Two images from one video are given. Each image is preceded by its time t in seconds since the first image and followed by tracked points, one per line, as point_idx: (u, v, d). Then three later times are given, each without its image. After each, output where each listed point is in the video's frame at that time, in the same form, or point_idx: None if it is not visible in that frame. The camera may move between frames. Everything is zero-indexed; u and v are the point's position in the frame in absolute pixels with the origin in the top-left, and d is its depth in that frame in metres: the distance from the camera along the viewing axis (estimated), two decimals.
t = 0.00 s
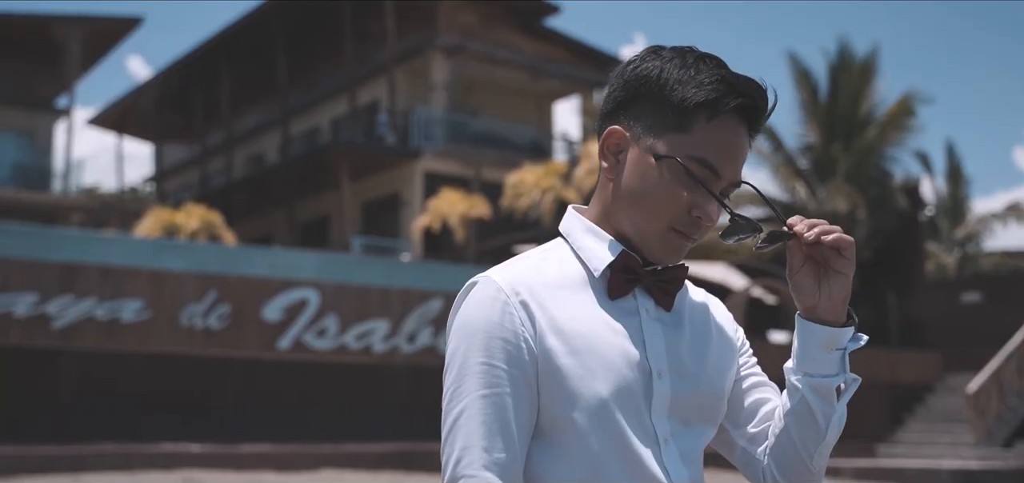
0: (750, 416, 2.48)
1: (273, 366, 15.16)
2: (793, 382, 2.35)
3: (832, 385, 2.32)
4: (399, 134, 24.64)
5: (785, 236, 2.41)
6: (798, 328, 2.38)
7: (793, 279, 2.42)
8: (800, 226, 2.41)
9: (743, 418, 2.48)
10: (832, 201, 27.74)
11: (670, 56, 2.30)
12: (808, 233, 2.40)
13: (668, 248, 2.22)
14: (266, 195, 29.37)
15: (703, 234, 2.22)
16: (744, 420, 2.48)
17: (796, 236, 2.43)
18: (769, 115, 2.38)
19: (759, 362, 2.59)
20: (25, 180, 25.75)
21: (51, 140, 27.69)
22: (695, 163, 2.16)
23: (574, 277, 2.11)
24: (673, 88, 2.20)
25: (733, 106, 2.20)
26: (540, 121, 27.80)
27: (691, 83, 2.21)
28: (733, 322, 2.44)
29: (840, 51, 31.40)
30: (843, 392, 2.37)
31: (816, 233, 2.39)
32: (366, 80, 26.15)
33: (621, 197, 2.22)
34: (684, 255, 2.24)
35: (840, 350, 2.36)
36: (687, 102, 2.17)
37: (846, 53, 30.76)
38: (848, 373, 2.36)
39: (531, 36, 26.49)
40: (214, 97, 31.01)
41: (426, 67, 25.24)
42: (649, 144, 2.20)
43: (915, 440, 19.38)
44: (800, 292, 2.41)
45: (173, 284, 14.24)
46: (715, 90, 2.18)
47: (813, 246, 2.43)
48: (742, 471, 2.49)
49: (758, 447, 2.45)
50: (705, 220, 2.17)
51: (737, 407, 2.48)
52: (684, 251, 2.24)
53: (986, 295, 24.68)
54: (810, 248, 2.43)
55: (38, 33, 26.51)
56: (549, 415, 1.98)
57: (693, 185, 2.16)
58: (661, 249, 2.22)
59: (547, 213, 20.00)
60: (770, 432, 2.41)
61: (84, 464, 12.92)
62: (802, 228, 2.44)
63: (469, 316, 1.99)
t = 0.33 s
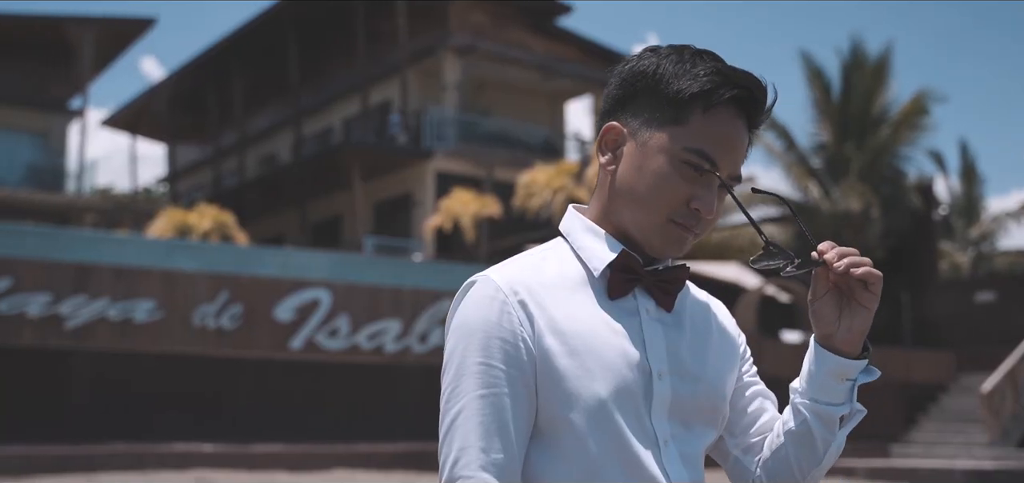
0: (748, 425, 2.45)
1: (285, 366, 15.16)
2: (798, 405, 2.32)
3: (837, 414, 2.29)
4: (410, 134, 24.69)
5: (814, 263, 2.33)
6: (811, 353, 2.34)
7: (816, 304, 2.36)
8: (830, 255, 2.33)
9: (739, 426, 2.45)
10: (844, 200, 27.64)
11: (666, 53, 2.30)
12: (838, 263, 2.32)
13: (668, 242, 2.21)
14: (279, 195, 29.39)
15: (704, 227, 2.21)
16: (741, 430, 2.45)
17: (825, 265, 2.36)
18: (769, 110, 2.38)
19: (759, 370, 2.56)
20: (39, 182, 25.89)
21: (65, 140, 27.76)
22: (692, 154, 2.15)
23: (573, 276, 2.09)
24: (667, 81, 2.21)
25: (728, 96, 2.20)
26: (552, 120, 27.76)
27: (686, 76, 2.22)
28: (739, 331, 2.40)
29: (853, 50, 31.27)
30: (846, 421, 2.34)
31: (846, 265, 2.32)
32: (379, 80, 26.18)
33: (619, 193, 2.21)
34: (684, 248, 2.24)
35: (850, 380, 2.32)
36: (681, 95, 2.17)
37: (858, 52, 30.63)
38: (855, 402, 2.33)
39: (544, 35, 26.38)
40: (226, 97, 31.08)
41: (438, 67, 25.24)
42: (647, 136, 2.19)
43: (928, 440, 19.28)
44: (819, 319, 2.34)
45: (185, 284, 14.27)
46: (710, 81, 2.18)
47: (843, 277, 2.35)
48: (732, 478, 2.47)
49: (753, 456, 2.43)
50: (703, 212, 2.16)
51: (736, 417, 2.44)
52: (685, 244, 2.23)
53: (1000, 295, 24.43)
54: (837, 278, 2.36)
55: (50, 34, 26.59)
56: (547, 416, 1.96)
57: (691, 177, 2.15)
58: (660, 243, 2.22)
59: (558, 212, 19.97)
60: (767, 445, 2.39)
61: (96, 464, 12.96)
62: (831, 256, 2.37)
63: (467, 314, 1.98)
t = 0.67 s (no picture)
0: (749, 434, 2.42)
1: (297, 366, 15.17)
2: (809, 431, 2.30)
3: (846, 448, 2.27)
4: (422, 134, 24.70)
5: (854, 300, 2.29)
6: (832, 384, 2.30)
7: (844, 341, 2.31)
8: (871, 294, 2.30)
9: (738, 439, 2.42)
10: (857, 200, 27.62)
11: (660, 50, 2.30)
12: (878, 303, 2.29)
13: (669, 238, 2.20)
14: (291, 195, 29.40)
15: (705, 224, 2.20)
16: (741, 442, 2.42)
17: (864, 302, 2.32)
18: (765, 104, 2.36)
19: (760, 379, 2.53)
20: (53, 183, 26.01)
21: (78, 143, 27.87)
22: (688, 148, 2.14)
23: (573, 277, 2.07)
24: (661, 77, 2.20)
25: (721, 89, 2.19)
26: (564, 120, 27.73)
27: (680, 70, 2.21)
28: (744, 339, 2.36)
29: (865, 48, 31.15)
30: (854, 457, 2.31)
31: (886, 305, 2.28)
32: (391, 80, 26.25)
33: (616, 190, 2.20)
34: (686, 244, 2.22)
35: (865, 417, 2.28)
36: (676, 89, 2.17)
37: (871, 50, 30.51)
38: (865, 440, 2.30)
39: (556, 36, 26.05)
40: (239, 99, 31.16)
41: (450, 67, 25.26)
42: (643, 132, 2.18)
43: (943, 440, 19.19)
44: (846, 355, 2.30)
45: (197, 284, 14.30)
46: (703, 74, 2.18)
47: (877, 315, 2.31)
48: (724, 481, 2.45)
49: (748, 466, 2.41)
50: (703, 207, 2.15)
51: (736, 429, 2.42)
52: (686, 240, 2.21)
53: (1015, 294, 24.34)
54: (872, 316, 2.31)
55: (65, 38, 26.73)
56: (546, 419, 1.95)
57: (688, 172, 2.15)
58: (661, 240, 2.20)
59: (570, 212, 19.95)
60: (767, 461, 2.37)
61: (109, 464, 12.99)
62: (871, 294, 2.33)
63: (466, 316, 1.96)
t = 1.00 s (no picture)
0: (746, 447, 2.41)
1: (308, 366, 15.18)
2: (819, 462, 2.26)
3: None
4: (434, 134, 24.75)
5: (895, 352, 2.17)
6: (854, 426, 2.23)
7: (875, 388, 2.21)
8: (911, 347, 2.19)
9: (736, 443, 2.40)
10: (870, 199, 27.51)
11: (653, 49, 2.30)
12: (918, 358, 2.18)
13: (668, 236, 2.18)
14: (304, 195, 29.44)
15: (704, 220, 2.18)
16: (738, 447, 2.40)
17: (906, 352, 2.21)
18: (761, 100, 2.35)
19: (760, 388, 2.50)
20: (67, 183, 26.13)
21: (92, 144, 28.00)
22: (683, 143, 2.13)
23: (571, 278, 2.06)
24: (652, 74, 2.20)
25: (713, 83, 2.18)
26: (577, 120, 27.72)
27: (672, 66, 2.21)
28: (745, 345, 2.35)
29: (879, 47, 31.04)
30: None
31: (926, 362, 2.17)
32: (403, 81, 26.30)
33: (613, 190, 2.19)
34: (686, 241, 2.20)
35: (879, 461, 2.23)
36: (668, 84, 2.16)
37: (885, 49, 30.39)
38: None
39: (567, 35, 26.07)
40: (252, 101, 31.23)
41: (462, 67, 25.26)
42: (637, 130, 2.17)
43: (957, 440, 19.08)
44: (875, 401, 2.21)
45: (208, 284, 14.31)
46: (695, 67, 2.17)
47: (914, 365, 2.20)
48: None
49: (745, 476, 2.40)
50: (700, 202, 2.13)
51: (736, 435, 2.39)
52: (685, 238, 2.19)
53: None
54: (910, 367, 2.20)
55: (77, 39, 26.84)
56: (544, 422, 1.93)
57: (684, 167, 2.14)
58: (660, 238, 2.18)
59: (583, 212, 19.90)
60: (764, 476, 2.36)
61: (122, 464, 13.00)
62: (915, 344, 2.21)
63: (463, 319, 1.95)
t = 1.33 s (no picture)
0: (746, 458, 2.34)
1: (320, 367, 15.19)
2: None
3: None
4: (446, 134, 24.78)
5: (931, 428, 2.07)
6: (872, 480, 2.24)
7: (904, 450, 2.16)
8: (950, 422, 2.06)
9: (737, 450, 2.34)
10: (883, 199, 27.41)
11: (646, 46, 2.29)
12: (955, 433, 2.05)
13: (667, 233, 2.16)
14: (316, 195, 29.42)
15: (703, 214, 2.16)
16: (739, 452, 2.34)
17: (946, 423, 2.09)
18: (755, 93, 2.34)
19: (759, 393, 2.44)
20: (80, 185, 26.19)
21: (104, 145, 28.01)
22: (676, 137, 2.12)
23: (568, 281, 2.05)
24: (642, 70, 2.20)
25: (704, 74, 2.17)
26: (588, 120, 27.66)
27: (662, 61, 2.20)
28: (747, 349, 2.33)
29: (891, 47, 30.94)
30: None
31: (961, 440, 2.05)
32: (414, 81, 26.33)
33: (609, 189, 2.18)
34: (686, 237, 2.18)
35: None
36: (659, 79, 2.16)
37: (897, 49, 30.29)
38: None
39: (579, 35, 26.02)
40: (264, 102, 31.24)
41: (474, 67, 25.28)
42: (630, 128, 2.17)
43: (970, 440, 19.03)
44: (901, 464, 2.17)
45: (220, 285, 14.36)
46: (684, 60, 2.17)
47: (949, 437, 2.10)
48: None
49: None
50: (696, 196, 2.12)
51: (737, 442, 2.34)
52: (684, 234, 2.17)
53: None
54: (944, 438, 2.10)
55: (89, 41, 26.96)
56: (541, 426, 1.92)
57: (679, 161, 2.12)
58: (658, 235, 2.16)
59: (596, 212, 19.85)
60: None
61: (135, 464, 13.02)
62: (958, 416, 2.07)
63: (459, 322, 1.94)
